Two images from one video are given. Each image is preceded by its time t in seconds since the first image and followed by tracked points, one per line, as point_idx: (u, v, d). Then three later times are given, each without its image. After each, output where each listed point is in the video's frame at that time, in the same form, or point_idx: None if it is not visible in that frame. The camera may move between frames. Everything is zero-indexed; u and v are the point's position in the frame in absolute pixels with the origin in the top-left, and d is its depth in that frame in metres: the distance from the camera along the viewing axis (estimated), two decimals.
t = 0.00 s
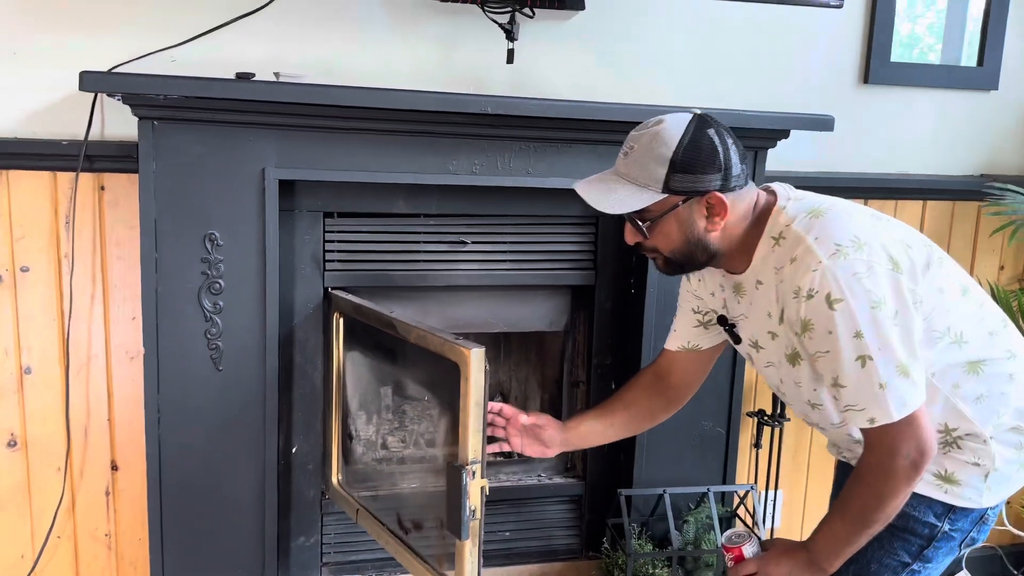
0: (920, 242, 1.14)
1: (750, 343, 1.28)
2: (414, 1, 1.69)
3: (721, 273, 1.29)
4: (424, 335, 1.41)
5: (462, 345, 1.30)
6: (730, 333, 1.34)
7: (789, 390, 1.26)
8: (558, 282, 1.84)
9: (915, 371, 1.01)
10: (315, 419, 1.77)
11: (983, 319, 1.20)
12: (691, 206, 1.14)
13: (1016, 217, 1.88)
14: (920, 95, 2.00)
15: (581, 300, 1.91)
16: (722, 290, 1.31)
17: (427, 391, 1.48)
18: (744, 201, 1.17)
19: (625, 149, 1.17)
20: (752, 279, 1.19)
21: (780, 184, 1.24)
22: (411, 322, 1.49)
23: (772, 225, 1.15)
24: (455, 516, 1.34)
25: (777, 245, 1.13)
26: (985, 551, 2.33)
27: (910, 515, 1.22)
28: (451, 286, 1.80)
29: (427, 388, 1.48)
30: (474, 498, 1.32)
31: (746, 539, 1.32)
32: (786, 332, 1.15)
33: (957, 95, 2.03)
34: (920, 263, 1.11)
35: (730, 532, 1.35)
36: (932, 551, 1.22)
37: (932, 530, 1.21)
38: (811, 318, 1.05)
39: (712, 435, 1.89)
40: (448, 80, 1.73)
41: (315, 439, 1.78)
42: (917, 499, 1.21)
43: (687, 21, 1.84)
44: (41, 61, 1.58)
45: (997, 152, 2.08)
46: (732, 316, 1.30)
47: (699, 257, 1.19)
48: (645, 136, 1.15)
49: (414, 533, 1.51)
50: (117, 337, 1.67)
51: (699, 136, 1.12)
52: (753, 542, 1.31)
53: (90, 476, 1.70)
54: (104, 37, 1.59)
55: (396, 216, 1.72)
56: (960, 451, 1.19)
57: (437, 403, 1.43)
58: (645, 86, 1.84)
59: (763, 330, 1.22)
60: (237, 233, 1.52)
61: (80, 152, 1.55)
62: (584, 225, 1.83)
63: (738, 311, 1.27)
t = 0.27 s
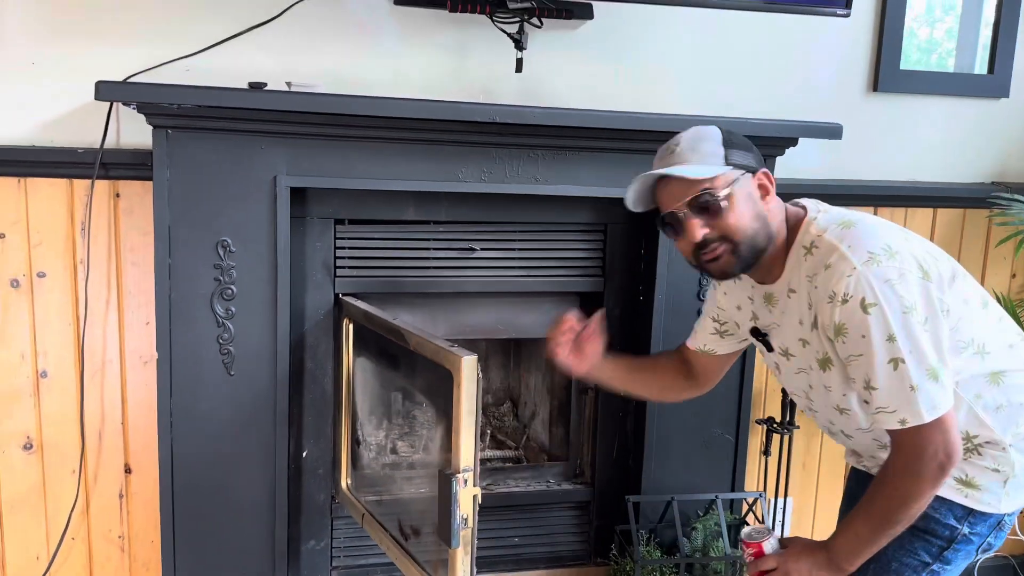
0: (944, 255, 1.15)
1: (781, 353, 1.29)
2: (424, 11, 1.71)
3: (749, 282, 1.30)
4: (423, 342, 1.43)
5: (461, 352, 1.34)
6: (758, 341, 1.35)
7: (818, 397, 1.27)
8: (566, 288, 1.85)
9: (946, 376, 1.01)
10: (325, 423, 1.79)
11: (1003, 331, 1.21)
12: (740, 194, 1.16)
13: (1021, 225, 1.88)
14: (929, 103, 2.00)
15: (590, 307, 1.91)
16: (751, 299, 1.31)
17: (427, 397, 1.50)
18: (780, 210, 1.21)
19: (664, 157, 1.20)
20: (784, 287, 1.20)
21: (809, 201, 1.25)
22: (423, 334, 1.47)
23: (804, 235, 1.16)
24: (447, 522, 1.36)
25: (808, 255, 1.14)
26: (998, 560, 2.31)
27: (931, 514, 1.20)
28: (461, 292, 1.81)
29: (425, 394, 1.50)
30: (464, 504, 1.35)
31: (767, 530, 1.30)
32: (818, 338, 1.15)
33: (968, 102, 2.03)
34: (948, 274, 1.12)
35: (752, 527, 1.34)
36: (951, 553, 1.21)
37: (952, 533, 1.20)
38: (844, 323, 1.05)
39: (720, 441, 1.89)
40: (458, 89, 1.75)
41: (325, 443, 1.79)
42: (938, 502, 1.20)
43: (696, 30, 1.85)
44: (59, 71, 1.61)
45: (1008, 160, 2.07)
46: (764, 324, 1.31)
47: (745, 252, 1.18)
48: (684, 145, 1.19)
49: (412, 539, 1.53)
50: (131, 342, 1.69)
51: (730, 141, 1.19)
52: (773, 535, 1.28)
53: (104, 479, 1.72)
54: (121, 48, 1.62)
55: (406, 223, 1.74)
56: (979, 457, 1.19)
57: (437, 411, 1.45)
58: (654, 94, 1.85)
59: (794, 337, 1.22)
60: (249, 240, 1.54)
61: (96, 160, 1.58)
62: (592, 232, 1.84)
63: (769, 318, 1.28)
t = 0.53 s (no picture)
0: (955, 275, 1.16)
1: (801, 371, 1.30)
2: (437, 24, 1.74)
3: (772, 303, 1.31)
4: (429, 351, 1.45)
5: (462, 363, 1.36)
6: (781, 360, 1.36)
7: (839, 414, 1.27)
8: (577, 297, 1.86)
9: (964, 382, 1.01)
10: (338, 430, 1.80)
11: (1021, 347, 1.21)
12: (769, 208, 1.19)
13: None
14: (940, 112, 2.01)
15: (601, 316, 1.93)
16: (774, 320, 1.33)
17: (434, 406, 1.51)
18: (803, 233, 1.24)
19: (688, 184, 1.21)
20: (803, 306, 1.21)
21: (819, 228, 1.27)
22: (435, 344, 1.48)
23: (818, 256, 1.18)
24: (452, 531, 1.38)
25: (824, 272, 1.15)
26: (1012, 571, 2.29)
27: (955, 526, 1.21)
28: (473, 301, 1.83)
29: (433, 403, 1.52)
30: (470, 515, 1.36)
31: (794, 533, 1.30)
32: (836, 353, 1.16)
33: (978, 113, 2.03)
34: (958, 291, 1.13)
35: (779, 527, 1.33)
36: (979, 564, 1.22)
37: (978, 545, 1.21)
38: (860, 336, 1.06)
39: (731, 450, 1.89)
40: (470, 100, 1.77)
41: (338, 451, 1.81)
42: (964, 512, 1.21)
43: (706, 41, 1.86)
44: (79, 85, 1.64)
45: (1019, 170, 2.07)
46: (784, 343, 1.32)
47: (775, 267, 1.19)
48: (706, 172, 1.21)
49: (420, 548, 1.54)
50: (147, 350, 1.72)
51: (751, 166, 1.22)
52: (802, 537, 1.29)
53: (119, 485, 1.75)
54: (139, 62, 1.65)
55: (418, 233, 1.76)
56: (1004, 470, 1.20)
57: (444, 420, 1.46)
58: (664, 105, 1.87)
59: (814, 355, 1.24)
60: (264, 250, 1.57)
61: (115, 171, 1.61)
62: (603, 242, 1.85)
63: (790, 337, 1.30)
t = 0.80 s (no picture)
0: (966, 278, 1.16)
1: (810, 368, 1.30)
2: (443, 31, 1.75)
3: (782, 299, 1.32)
4: (440, 356, 1.46)
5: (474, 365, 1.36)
6: (790, 357, 1.36)
7: (843, 412, 1.28)
8: (583, 302, 1.87)
9: (964, 388, 1.02)
10: (346, 432, 1.82)
11: None
12: (748, 234, 1.18)
13: None
14: (945, 117, 2.01)
15: (606, 320, 1.94)
16: (785, 316, 1.33)
17: (443, 409, 1.52)
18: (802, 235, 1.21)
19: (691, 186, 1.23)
20: (810, 304, 1.22)
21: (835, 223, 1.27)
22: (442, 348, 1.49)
23: (830, 255, 1.18)
24: (463, 534, 1.38)
25: (833, 272, 1.16)
26: None
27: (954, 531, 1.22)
28: (479, 306, 1.84)
29: (443, 407, 1.53)
30: (481, 517, 1.37)
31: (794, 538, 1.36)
32: (841, 351, 1.17)
33: (983, 117, 2.04)
34: (968, 295, 1.13)
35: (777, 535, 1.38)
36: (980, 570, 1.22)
37: (977, 552, 1.21)
38: (865, 335, 1.06)
39: (736, 454, 1.90)
40: (476, 106, 1.79)
41: (346, 454, 1.82)
42: (965, 517, 1.21)
43: (711, 47, 1.87)
44: (90, 92, 1.66)
45: None
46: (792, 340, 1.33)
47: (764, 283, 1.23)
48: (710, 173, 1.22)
49: (429, 550, 1.55)
50: (158, 354, 1.73)
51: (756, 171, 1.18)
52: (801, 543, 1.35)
53: (130, 488, 1.76)
54: (150, 69, 1.67)
55: (425, 238, 1.77)
56: (1007, 476, 1.20)
57: (454, 424, 1.47)
58: (670, 111, 1.88)
59: (820, 353, 1.24)
60: (273, 255, 1.58)
61: (126, 178, 1.63)
62: (609, 247, 1.86)
63: (798, 334, 1.30)
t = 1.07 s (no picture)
0: (965, 270, 1.16)
1: (806, 357, 1.31)
2: (446, 33, 1.76)
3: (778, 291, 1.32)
4: (446, 354, 1.48)
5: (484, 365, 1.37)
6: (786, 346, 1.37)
7: (841, 403, 1.29)
8: (585, 303, 1.88)
9: (953, 388, 1.03)
10: (350, 431, 1.83)
11: None
12: (736, 241, 1.18)
13: None
14: (947, 118, 2.02)
15: (608, 321, 1.94)
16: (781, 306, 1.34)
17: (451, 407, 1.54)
18: (796, 234, 1.19)
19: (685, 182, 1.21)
20: (804, 294, 1.22)
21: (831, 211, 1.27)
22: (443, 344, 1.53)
23: (825, 246, 1.17)
24: (476, 530, 1.40)
25: (827, 264, 1.15)
26: None
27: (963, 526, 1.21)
28: (482, 307, 1.85)
29: (450, 407, 1.54)
30: (493, 513, 1.38)
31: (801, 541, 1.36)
32: (833, 345, 1.17)
33: (986, 118, 2.04)
34: (966, 289, 1.13)
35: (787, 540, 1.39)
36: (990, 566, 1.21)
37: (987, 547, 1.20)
38: (854, 331, 1.07)
39: (738, 455, 1.90)
40: (478, 108, 1.80)
41: (349, 455, 1.83)
42: (972, 514, 1.21)
43: (712, 49, 1.88)
44: (95, 95, 1.68)
45: None
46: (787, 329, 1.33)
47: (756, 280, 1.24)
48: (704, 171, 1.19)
49: (438, 548, 1.56)
50: (162, 356, 1.75)
51: (744, 180, 1.13)
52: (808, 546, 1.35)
53: (135, 489, 1.78)
54: (153, 72, 1.68)
55: (428, 240, 1.78)
56: (1012, 469, 1.20)
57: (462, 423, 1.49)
58: (671, 112, 1.88)
59: (815, 343, 1.25)
60: (276, 257, 1.59)
61: (130, 180, 1.64)
62: (611, 248, 1.87)
63: (793, 324, 1.30)
